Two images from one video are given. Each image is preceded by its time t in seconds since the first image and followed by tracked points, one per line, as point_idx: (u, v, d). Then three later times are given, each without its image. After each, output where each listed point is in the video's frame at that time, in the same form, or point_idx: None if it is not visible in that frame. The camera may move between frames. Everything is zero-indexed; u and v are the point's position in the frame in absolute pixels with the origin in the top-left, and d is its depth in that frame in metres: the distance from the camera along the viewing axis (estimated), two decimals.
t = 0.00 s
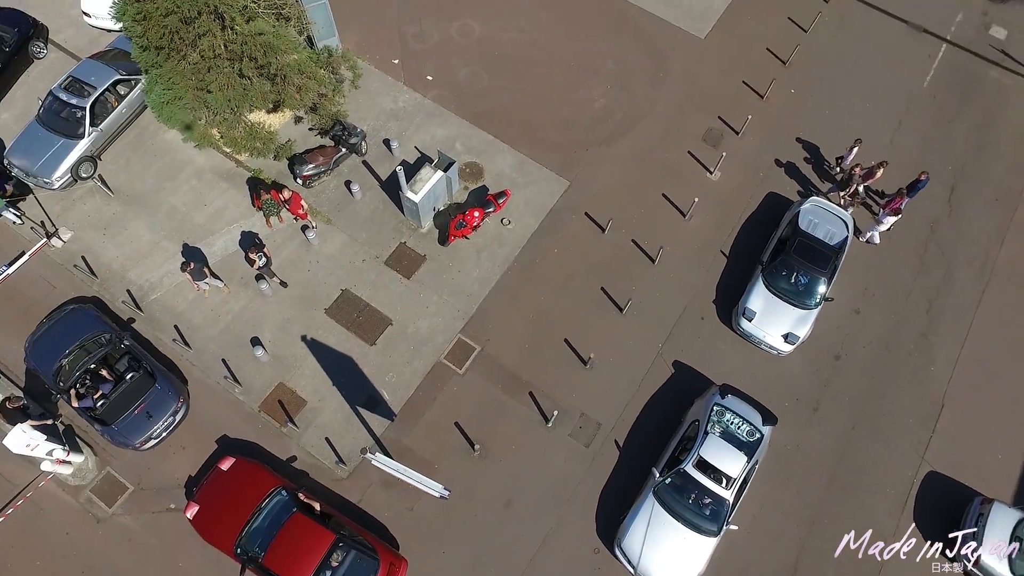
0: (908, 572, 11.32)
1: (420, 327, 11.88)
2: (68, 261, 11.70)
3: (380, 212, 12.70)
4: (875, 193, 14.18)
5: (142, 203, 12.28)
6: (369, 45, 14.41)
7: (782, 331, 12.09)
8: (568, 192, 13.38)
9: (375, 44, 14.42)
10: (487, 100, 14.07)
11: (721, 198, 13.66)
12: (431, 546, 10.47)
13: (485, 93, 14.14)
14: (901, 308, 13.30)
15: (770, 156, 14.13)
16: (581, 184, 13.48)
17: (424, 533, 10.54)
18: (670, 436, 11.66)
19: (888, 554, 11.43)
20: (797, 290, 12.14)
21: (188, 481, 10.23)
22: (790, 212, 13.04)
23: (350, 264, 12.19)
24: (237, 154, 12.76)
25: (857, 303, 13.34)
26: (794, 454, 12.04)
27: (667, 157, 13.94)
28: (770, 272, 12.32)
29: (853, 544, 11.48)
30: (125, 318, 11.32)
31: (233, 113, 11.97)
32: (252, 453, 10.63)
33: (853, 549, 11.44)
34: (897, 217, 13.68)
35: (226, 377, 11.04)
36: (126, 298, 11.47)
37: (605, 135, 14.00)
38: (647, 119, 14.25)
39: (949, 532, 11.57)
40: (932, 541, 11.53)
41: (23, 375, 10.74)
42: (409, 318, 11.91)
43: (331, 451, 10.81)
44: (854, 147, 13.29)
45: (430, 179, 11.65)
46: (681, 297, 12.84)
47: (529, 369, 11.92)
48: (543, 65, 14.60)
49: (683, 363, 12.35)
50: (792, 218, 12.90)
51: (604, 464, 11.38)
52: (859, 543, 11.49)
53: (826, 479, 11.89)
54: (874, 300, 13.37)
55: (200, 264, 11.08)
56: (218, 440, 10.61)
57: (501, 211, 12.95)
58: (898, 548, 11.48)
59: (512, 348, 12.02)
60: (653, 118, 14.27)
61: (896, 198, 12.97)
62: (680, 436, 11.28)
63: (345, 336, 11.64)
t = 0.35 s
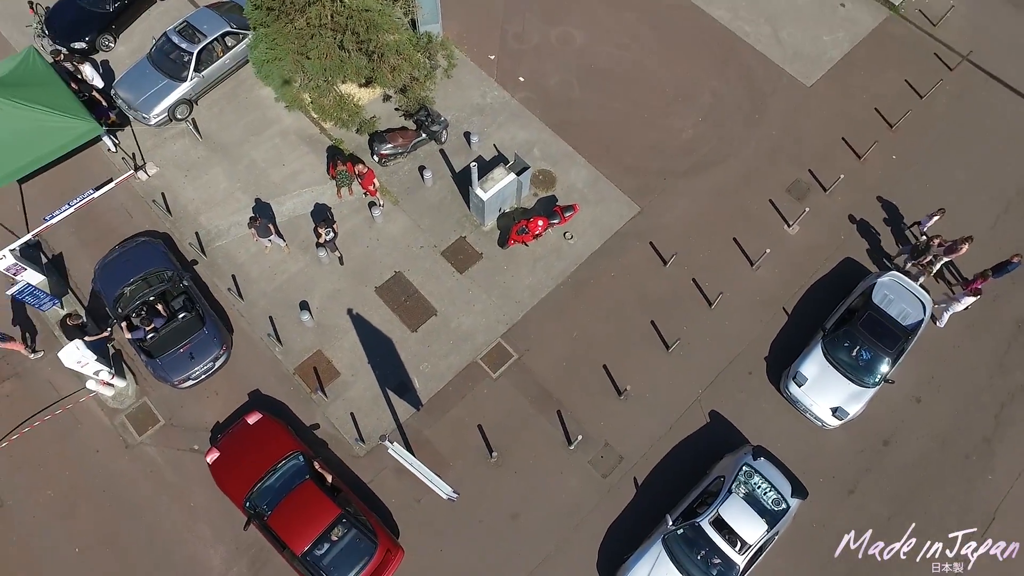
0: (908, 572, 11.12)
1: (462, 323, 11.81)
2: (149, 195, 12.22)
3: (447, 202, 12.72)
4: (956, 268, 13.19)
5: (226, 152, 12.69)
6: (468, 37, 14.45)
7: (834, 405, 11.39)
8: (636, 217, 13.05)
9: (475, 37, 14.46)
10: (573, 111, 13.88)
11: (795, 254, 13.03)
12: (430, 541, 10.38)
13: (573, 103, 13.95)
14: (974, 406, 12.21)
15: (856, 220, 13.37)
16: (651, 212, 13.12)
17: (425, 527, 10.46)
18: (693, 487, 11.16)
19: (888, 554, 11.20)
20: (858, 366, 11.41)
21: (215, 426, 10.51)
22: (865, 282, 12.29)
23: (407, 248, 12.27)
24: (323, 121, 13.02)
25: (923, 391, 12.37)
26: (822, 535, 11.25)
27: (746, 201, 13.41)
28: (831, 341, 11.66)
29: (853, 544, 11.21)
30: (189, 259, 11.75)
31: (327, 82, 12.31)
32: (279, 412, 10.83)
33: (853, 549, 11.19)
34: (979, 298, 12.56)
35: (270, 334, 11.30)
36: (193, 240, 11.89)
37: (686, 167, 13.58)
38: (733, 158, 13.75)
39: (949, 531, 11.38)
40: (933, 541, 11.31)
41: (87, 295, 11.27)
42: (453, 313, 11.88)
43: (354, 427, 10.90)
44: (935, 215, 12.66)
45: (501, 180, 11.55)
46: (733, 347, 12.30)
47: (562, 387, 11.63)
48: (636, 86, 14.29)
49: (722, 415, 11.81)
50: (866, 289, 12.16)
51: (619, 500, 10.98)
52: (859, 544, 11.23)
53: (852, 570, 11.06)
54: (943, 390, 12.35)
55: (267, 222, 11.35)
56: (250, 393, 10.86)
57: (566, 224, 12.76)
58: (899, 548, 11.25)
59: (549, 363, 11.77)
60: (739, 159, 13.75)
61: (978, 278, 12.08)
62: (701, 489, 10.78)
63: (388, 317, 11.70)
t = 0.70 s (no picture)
0: (908, 573, 10.89)
1: (497, 329, 11.72)
2: (217, 156, 12.56)
3: (501, 206, 12.65)
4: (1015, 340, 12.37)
5: (296, 125, 12.94)
6: (548, 45, 14.34)
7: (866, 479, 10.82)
8: (689, 250, 12.70)
9: (555, 46, 14.34)
10: (642, 133, 13.61)
11: (850, 314, 12.44)
12: (429, 541, 10.33)
13: (642, 125, 13.69)
14: None
15: (921, 289, 12.66)
16: (705, 247, 12.76)
17: (426, 526, 10.41)
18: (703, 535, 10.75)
19: (888, 554, 10.98)
20: (899, 442, 10.78)
21: (242, 390, 10.71)
22: (920, 355, 11.60)
23: (455, 245, 12.26)
24: (393, 109, 13.15)
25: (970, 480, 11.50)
26: None
27: (806, 251, 12.89)
28: (873, 411, 11.07)
29: (853, 544, 10.99)
30: (244, 224, 12.02)
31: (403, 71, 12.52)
32: (305, 387, 10.97)
33: (853, 549, 10.97)
34: None
35: (308, 310, 11.45)
36: (251, 207, 12.16)
37: (749, 207, 13.15)
38: (800, 205, 13.24)
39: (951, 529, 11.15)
40: (933, 542, 11.08)
41: (144, 244, 11.66)
42: (489, 317, 11.79)
43: (374, 416, 10.93)
44: (997, 281, 11.98)
45: (558, 194, 11.42)
46: (769, 399, 11.80)
47: (586, 410, 11.39)
48: (710, 117, 13.92)
49: (746, 467, 11.33)
50: (919, 362, 11.48)
51: (625, 535, 10.69)
52: (859, 544, 11.00)
53: None
54: (994, 483, 11.43)
55: (323, 200, 11.52)
56: (280, 363, 11.04)
57: (617, 246, 12.53)
58: (898, 548, 11.03)
59: (577, 383, 11.54)
60: (805, 207, 13.23)
61: None
62: (710, 538, 10.35)
63: (424, 311, 11.71)
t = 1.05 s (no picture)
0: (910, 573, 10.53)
1: (526, 340, 11.58)
2: (278, 131, 12.79)
3: (548, 217, 12.50)
4: None
5: (359, 110, 13.06)
6: (619, 61, 14.12)
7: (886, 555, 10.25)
8: (734, 289, 12.30)
9: (626, 63, 14.10)
10: (702, 162, 13.26)
11: (895, 380, 11.83)
12: (427, 542, 10.26)
13: (704, 155, 13.33)
14: None
15: (976, 365, 11.95)
16: (751, 289, 12.33)
17: (427, 527, 10.35)
18: None
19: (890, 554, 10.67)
20: (927, 522, 10.15)
21: (269, 364, 10.87)
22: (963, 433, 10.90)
23: (497, 250, 12.17)
24: (456, 106, 13.14)
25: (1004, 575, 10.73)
26: None
27: (858, 308, 12.33)
28: (905, 485, 10.44)
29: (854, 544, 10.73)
30: (295, 202, 12.18)
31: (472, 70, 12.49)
32: (329, 370, 11.05)
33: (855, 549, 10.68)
34: None
35: (344, 295, 11.54)
36: (304, 185, 12.33)
37: (803, 254, 12.66)
38: (858, 259, 12.68)
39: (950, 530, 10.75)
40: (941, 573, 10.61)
41: (198, 207, 11.95)
42: (521, 328, 11.66)
43: (392, 409, 10.94)
44: None
45: (608, 215, 11.18)
46: (797, 455, 11.29)
47: (604, 436, 11.14)
48: (776, 156, 13.47)
49: (762, 522, 10.87)
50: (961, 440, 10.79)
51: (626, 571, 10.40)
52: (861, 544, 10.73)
53: None
54: None
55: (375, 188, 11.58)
56: (309, 343, 11.15)
57: (660, 275, 12.23)
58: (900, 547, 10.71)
59: (599, 406, 11.30)
60: (864, 262, 12.66)
61: None
62: None
63: (457, 312, 11.66)
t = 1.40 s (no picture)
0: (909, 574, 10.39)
1: (556, 377, 11.33)
2: (347, 132, 13.02)
3: (598, 255, 12.27)
4: None
5: (427, 121, 13.18)
6: (693, 108, 13.85)
7: None
8: (779, 360, 11.76)
9: (701, 111, 13.82)
10: (765, 223, 12.80)
11: (943, 485, 10.98)
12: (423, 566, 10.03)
13: (768, 216, 12.87)
14: None
15: None
16: (798, 363, 11.75)
17: (425, 550, 10.13)
18: None
19: (888, 555, 10.51)
20: None
21: (299, 359, 10.95)
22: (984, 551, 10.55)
23: (541, 281, 12.01)
24: (523, 131, 13.11)
25: None
26: None
27: (911, 401, 11.58)
28: None
29: (853, 544, 10.56)
30: (351, 203, 12.34)
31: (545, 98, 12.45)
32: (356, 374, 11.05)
33: (853, 549, 10.53)
34: None
35: (383, 303, 11.56)
36: (362, 187, 12.49)
37: (859, 335, 12.01)
38: (918, 349, 11.94)
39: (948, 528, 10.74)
40: None
41: (258, 195, 12.25)
42: (553, 364, 11.43)
43: (411, 425, 10.83)
44: None
45: (659, 263, 10.88)
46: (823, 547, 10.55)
47: (620, 489, 10.73)
48: (844, 227, 12.90)
49: None
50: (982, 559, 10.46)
51: None
52: (859, 544, 10.57)
53: None
54: None
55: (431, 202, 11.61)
56: (341, 344, 11.20)
57: (703, 333, 11.80)
58: (898, 548, 10.56)
59: (619, 457, 10.92)
60: (924, 353, 11.92)
61: None
62: None
63: (491, 337, 11.52)
